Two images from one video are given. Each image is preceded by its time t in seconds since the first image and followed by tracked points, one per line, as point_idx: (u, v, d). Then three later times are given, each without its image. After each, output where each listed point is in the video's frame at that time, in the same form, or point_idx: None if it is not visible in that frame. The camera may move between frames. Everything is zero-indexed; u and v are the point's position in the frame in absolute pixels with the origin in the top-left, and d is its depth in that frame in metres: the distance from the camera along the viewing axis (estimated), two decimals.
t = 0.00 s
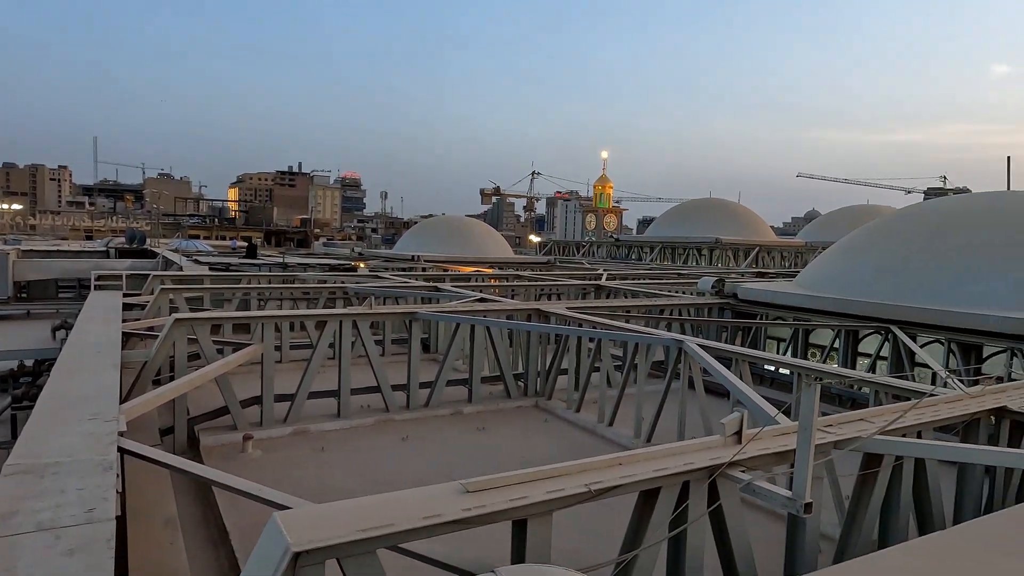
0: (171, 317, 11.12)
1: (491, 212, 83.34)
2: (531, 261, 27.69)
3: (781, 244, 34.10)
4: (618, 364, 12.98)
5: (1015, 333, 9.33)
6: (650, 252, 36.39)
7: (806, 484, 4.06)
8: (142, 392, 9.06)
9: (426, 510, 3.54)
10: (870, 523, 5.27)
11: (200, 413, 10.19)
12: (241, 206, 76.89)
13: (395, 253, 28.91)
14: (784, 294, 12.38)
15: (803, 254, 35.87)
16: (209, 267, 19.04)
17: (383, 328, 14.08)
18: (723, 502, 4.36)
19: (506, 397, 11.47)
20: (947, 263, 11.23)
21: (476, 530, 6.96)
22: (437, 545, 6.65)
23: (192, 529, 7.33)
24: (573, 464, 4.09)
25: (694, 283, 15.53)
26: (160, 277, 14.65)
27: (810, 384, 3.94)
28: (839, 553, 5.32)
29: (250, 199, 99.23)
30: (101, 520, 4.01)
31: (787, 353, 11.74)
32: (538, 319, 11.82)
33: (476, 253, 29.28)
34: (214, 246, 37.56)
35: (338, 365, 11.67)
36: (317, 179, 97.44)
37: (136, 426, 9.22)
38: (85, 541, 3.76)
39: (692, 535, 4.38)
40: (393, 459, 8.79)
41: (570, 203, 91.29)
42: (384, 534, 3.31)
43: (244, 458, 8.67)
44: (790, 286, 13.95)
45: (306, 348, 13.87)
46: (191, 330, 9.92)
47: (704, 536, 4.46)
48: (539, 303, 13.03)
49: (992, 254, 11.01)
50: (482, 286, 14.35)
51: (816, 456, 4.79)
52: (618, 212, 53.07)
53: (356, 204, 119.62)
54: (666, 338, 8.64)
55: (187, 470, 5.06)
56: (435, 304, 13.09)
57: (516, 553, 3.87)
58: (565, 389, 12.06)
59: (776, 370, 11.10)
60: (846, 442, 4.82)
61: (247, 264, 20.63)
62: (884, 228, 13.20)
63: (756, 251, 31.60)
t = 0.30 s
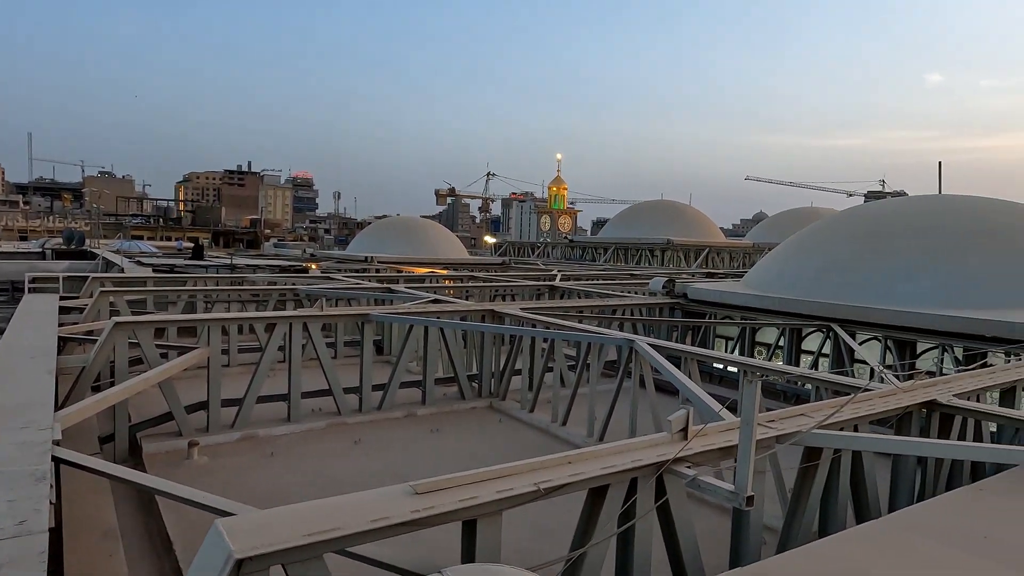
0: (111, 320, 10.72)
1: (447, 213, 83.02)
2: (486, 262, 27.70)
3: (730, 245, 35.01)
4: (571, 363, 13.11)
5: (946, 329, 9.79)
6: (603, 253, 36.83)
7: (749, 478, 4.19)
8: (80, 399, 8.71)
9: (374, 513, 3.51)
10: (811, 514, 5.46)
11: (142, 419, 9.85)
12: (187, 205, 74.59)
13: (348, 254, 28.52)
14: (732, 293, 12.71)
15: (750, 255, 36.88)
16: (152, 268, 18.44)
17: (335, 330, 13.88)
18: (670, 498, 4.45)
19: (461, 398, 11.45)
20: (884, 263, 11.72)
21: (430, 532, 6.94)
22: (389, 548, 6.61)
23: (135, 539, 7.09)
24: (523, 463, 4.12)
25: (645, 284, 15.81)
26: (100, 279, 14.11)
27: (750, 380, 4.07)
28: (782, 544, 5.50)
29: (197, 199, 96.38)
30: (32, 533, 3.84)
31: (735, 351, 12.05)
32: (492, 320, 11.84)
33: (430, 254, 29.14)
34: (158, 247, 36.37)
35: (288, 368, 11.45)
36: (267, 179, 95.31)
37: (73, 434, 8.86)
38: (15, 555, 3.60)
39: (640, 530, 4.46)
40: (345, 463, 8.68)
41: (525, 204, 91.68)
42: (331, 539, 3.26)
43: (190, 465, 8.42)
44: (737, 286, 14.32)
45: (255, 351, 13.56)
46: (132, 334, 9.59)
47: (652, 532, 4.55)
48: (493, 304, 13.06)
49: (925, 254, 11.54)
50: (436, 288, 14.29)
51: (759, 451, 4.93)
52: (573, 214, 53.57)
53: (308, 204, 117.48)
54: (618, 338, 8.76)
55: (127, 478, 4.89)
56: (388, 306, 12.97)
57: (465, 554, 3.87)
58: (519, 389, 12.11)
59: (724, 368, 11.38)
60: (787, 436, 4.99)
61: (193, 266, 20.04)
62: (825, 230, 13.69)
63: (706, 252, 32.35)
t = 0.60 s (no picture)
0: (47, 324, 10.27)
1: (403, 214, 82.41)
2: (442, 263, 27.62)
3: (682, 246, 35.74)
4: (525, 364, 13.18)
5: (884, 327, 10.21)
6: (559, 254, 37.15)
7: (692, 474, 4.28)
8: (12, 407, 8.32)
9: (317, 518, 3.46)
10: (755, 510, 5.61)
11: (80, 427, 9.47)
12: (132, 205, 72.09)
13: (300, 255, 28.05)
14: (683, 294, 12.97)
15: (702, 256, 37.74)
16: (93, 270, 17.75)
17: (286, 332, 13.62)
18: (618, 496, 4.52)
19: (414, 400, 11.39)
20: (826, 264, 12.14)
21: (381, 535, 6.88)
22: (339, 553, 6.52)
23: (71, 552, 6.81)
24: (471, 465, 4.12)
25: (598, 284, 16.00)
26: (35, 281, 13.51)
27: (695, 378, 4.15)
28: (726, 539, 5.63)
29: (142, 198, 93.25)
30: None
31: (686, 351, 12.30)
32: (446, 322, 11.80)
33: (385, 255, 28.87)
34: (99, 248, 35.01)
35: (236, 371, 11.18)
36: (217, 178, 92.90)
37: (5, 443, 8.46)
38: None
39: (587, 529, 4.51)
40: (295, 467, 8.53)
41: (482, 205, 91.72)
42: (272, 546, 3.20)
43: (131, 474, 8.14)
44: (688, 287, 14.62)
45: (202, 355, 13.21)
46: (70, 338, 9.21)
47: (600, 530, 4.60)
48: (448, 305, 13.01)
49: (864, 255, 12.00)
50: (390, 289, 14.17)
51: (704, 448, 5.05)
52: (529, 215, 53.85)
53: (260, 204, 115.02)
54: (570, 339, 8.85)
55: (58, 489, 4.69)
56: (340, 308, 12.80)
57: (413, 558, 3.85)
58: (474, 391, 12.11)
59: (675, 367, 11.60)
60: (731, 433, 5.12)
61: (137, 267, 19.39)
62: (771, 232, 14.12)
63: (659, 253, 32.98)
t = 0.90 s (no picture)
0: None
1: (358, 215, 81.49)
2: (396, 265, 27.37)
3: (635, 249, 36.29)
4: (478, 367, 13.16)
5: (825, 328, 10.55)
6: (514, 256, 37.24)
7: (636, 474, 4.34)
8: None
9: (255, 528, 3.38)
10: (699, 507, 5.71)
11: (10, 437, 9.03)
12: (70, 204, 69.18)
13: (249, 257, 27.40)
14: (634, 296, 13.15)
15: (654, 259, 38.36)
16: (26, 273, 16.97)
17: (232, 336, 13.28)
18: (563, 497, 4.54)
19: (366, 404, 11.26)
20: (771, 267, 12.48)
21: (329, 542, 6.76)
22: (284, 562, 6.39)
23: None
24: (416, 469, 4.08)
25: (552, 286, 16.09)
26: None
27: (638, 379, 4.21)
28: (672, 536, 5.73)
29: (82, 197, 89.64)
30: None
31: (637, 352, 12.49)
32: (398, 325, 11.69)
33: (338, 257, 28.42)
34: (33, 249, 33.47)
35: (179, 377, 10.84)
36: (163, 177, 89.97)
37: None
38: None
39: (535, 530, 4.52)
40: (241, 475, 8.31)
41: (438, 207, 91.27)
42: (206, 557, 3.10)
43: (65, 485, 7.80)
44: (639, 288, 14.83)
45: (143, 360, 12.77)
46: None
47: (548, 532, 4.62)
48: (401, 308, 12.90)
49: (807, 259, 12.37)
50: (341, 291, 13.96)
51: (648, 448, 5.12)
52: (485, 217, 53.81)
53: (209, 204, 111.90)
54: (522, 341, 8.86)
55: None
56: (290, 311, 12.54)
57: (356, 565, 3.79)
58: (426, 394, 12.03)
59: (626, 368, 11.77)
60: (675, 433, 5.20)
61: (74, 270, 18.61)
62: (718, 235, 14.44)
63: (612, 256, 33.40)
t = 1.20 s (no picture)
0: None
1: (316, 217, 80.35)
2: (354, 268, 27.05)
3: (594, 252, 36.70)
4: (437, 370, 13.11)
5: (776, 329, 10.82)
6: (474, 259, 37.20)
7: (588, 477, 4.37)
8: None
9: (196, 539, 3.28)
10: (652, 507, 5.78)
11: None
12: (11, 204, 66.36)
13: (202, 260, 26.73)
14: (592, 298, 13.27)
15: (613, 262, 38.82)
16: None
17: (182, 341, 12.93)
18: (518, 500, 4.54)
19: (321, 409, 11.08)
20: (723, 269, 12.74)
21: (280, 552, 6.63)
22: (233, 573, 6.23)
23: None
24: (366, 476, 4.03)
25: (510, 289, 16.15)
26: None
27: (590, 382, 4.24)
28: (625, 537, 5.78)
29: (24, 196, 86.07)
30: None
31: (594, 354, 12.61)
32: (355, 328, 11.54)
33: (294, 259, 27.95)
34: None
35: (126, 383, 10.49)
36: (111, 176, 87.05)
37: None
38: None
39: (488, 535, 4.50)
40: (189, 484, 8.09)
41: (398, 209, 90.57)
42: (143, 572, 3.00)
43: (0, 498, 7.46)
44: (597, 291, 14.98)
45: (87, 366, 12.32)
46: None
47: (501, 536, 4.61)
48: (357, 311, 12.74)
49: (759, 262, 12.67)
50: (297, 295, 13.73)
51: (602, 449, 5.16)
52: (445, 219, 53.62)
53: (160, 205, 108.71)
54: (479, 344, 8.83)
55: None
56: (243, 315, 12.26)
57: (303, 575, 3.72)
58: (383, 398, 11.93)
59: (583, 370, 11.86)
60: (628, 435, 5.25)
61: (13, 272, 17.84)
62: (674, 238, 14.69)
63: (572, 259, 33.70)
